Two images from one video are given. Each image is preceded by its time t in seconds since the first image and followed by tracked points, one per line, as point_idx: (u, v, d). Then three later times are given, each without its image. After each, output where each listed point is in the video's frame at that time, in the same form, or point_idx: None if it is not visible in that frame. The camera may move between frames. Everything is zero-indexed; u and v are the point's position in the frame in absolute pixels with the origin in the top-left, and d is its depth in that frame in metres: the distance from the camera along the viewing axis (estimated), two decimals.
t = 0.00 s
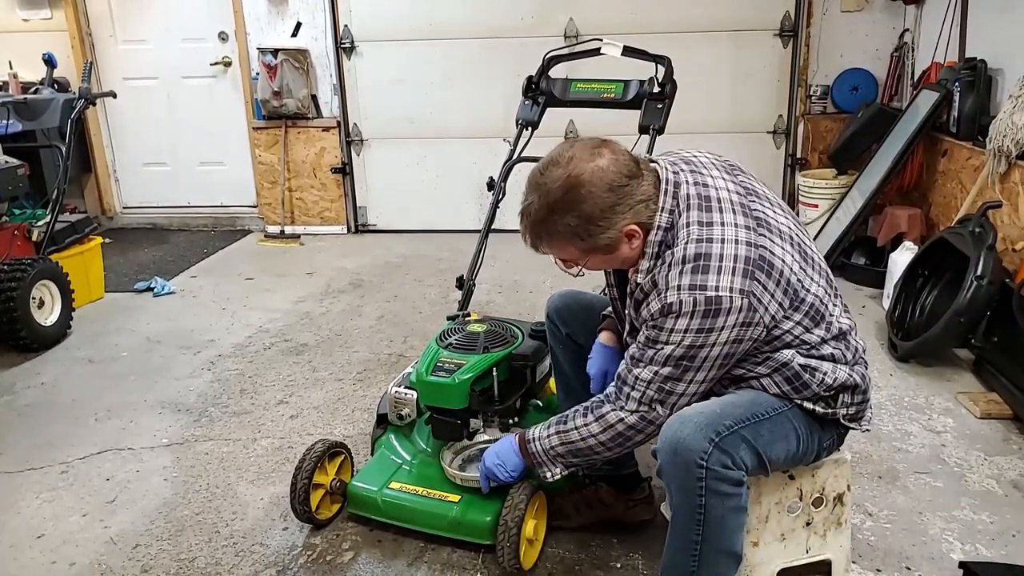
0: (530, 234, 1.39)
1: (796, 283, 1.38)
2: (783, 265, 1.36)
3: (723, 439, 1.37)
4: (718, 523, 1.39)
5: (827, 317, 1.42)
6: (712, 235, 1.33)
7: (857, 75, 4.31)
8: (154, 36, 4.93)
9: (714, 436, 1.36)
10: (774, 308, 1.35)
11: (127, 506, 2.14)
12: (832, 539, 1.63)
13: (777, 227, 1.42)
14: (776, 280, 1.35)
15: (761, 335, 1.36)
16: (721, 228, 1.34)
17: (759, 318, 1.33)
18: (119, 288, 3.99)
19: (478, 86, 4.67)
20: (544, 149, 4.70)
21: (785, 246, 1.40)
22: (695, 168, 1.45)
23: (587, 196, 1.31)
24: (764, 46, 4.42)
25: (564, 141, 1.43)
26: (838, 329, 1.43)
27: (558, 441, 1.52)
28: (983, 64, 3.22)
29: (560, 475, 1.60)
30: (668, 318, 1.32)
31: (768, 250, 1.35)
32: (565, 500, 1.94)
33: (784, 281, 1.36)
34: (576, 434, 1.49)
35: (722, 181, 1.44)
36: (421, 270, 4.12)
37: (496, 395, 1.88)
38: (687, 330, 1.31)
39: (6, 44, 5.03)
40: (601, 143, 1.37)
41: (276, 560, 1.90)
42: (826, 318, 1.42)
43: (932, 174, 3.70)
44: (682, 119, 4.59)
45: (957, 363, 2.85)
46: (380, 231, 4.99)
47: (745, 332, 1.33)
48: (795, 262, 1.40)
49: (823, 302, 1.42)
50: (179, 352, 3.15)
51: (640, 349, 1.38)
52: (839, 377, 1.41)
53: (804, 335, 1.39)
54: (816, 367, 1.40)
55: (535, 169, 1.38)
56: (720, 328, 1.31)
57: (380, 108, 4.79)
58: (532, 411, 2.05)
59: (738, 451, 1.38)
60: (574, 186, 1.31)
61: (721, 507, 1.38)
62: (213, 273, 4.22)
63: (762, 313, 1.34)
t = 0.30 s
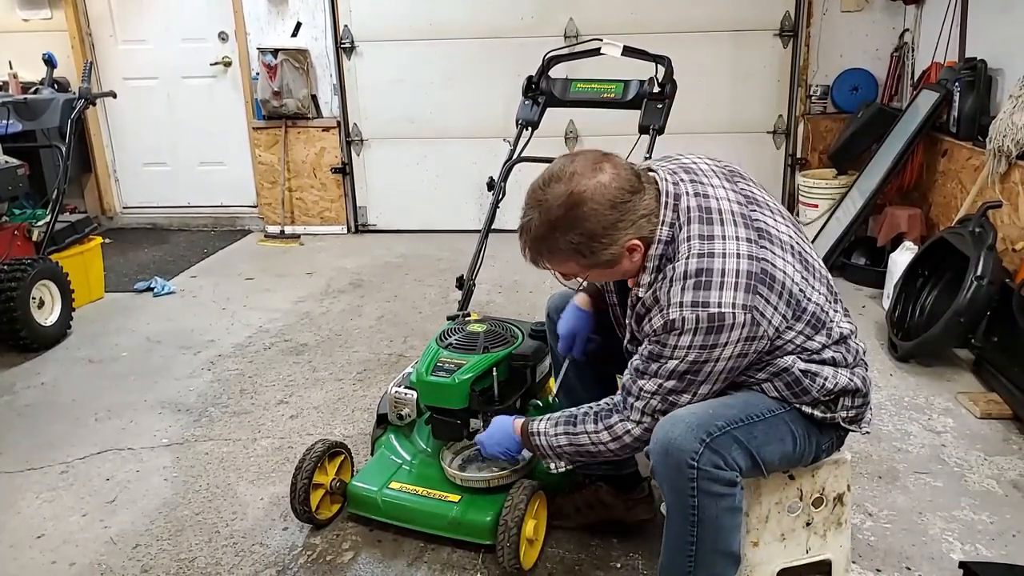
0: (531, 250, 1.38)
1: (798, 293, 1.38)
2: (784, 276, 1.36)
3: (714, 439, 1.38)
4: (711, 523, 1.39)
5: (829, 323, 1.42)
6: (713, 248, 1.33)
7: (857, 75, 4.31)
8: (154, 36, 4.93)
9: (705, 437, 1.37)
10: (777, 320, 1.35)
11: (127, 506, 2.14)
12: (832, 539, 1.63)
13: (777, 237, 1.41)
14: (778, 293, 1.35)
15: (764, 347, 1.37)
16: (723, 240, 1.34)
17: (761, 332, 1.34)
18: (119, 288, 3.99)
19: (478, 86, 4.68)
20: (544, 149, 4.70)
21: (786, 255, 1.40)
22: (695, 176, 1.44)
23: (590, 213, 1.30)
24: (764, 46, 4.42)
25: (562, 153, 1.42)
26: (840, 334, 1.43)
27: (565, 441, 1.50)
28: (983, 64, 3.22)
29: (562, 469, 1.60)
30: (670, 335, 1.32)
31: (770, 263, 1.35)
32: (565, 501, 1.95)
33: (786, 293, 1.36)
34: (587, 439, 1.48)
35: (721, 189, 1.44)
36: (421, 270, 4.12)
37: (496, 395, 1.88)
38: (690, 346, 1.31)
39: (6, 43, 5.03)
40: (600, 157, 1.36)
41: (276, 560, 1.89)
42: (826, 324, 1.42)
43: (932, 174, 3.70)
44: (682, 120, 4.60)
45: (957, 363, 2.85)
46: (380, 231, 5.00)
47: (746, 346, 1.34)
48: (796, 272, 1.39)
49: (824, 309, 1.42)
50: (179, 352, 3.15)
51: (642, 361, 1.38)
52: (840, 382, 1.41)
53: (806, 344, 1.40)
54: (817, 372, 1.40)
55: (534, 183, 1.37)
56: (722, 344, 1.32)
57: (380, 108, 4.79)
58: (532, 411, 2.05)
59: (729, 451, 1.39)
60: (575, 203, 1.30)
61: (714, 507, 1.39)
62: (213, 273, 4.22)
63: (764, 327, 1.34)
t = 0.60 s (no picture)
0: (502, 270, 1.39)
1: (769, 308, 1.37)
2: (751, 295, 1.35)
3: (679, 435, 1.38)
4: (682, 519, 1.39)
5: (807, 331, 1.41)
6: (678, 270, 1.32)
7: (857, 75, 4.32)
8: (153, 36, 4.93)
9: (670, 433, 1.38)
10: (744, 336, 1.36)
11: (127, 506, 2.14)
12: (832, 539, 1.63)
13: (749, 252, 1.40)
14: (745, 312, 1.35)
15: (733, 360, 1.38)
16: (689, 260, 1.34)
17: (725, 351, 1.35)
18: (119, 288, 3.99)
19: (478, 86, 4.67)
20: (544, 149, 4.70)
21: (758, 269, 1.39)
22: (668, 191, 1.43)
23: (558, 238, 1.30)
24: (765, 46, 4.42)
25: (535, 171, 1.42)
26: (820, 340, 1.42)
27: (545, 442, 1.54)
28: (983, 64, 3.22)
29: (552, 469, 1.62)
30: (634, 353, 1.34)
31: (737, 283, 1.35)
32: (565, 502, 2.01)
33: (753, 311, 1.36)
34: (564, 437, 1.51)
35: (694, 203, 1.42)
36: (421, 270, 4.12)
37: (496, 394, 1.89)
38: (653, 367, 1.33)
39: (6, 43, 5.03)
40: (571, 178, 1.35)
41: (276, 560, 1.89)
42: (804, 331, 1.41)
43: (932, 174, 3.70)
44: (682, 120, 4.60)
45: (957, 363, 2.85)
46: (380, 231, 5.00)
47: (710, 363, 1.36)
48: (767, 289, 1.38)
49: (800, 318, 1.41)
50: (179, 352, 3.15)
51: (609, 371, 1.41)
52: (819, 384, 1.40)
53: (779, 354, 1.40)
54: (794, 376, 1.39)
55: (506, 204, 1.37)
56: (685, 364, 1.34)
57: (380, 108, 4.79)
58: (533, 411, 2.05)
59: (697, 448, 1.39)
60: (544, 228, 1.31)
61: (684, 504, 1.38)
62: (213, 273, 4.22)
63: (730, 345, 1.35)
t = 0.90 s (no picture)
0: (479, 272, 1.38)
1: (742, 306, 1.37)
2: (723, 293, 1.35)
3: (668, 435, 1.38)
4: (674, 517, 1.39)
5: (786, 328, 1.41)
6: (650, 269, 1.32)
7: (857, 75, 4.32)
8: (153, 36, 4.93)
9: (657, 432, 1.38)
10: (716, 334, 1.36)
11: (127, 506, 2.14)
12: (832, 539, 1.63)
13: (722, 251, 1.40)
14: (716, 309, 1.34)
15: (707, 357, 1.38)
16: (662, 259, 1.34)
17: (697, 348, 1.35)
18: (119, 288, 3.99)
19: (478, 86, 4.67)
20: (544, 149, 4.70)
21: (730, 267, 1.39)
22: (642, 192, 1.42)
23: (532, 239, 1.30)
24: (765, 47, 4.42)
25: (509, 174, 1.42)
26: (802, 336, 1.42)
27: (529, 445, 1.57)
28: (983, 64, 3.22)
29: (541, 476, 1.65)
30: (607, 350, 1.34)
31: (709, 281, 1.34)
32: (565, 504, 1.99)
33: (725, 309, 1.35)
34: (545, 438, 1.53)
35: (668, 203, 1.42)
36: (420, 270, 4.12)
37: (496, 394, 1.89)
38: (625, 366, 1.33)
39: (6, 43, 5.03)
40: (542, 179, 1.35)
41: (276, 560, 1.89)
42: (785, 328, 1.41)
43: (932, 174, 3.70)
44: (682, 120, 4.60)
45: (956, 363, 2.85)
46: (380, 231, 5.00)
47: (682, 361, 1.36)
48: (740, 289, 1.38)
49: (778, 315, 1.41)
50: (179, 352, 3.15)
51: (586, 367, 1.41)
52: (802, 376, 1.39)
53: (757, 350, 1.40)
54: (776, 371, 1.39)
55: (480, 207, 1.37)
56: (656, 361, 1.33)
57: (380, 108, 4.79)
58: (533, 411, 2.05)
59: (686, 446, 1.39)
60: (518, 229, 1.30)
61: (675, 503, 1.38)
62: (213, 273, 4.22)
63: (701, 343, 1.35)
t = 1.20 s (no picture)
0: (467, 239, 1.40)
1: (723, 291, 1.37)
2: (704, 276, 1.35)
3: (672, 437, 1.38)
4: (678, 520, 1.39)
5: (774, 322, 1.41)
6: (630, 248, 1.33)
7: (857, 75, 4.32)
8: (153, 35, 4.93)
9: (661, 434, 1.38)
10: (694, 317, 1.35)
11: (127, 506, 2.14)
12: (832, 539, 1.63)
13: (707, 238, 1.40)
14: (695, 291, 1.34)
15: (684, 341, 1.37)
16: (644, 238, 1.35)
17: (672, 329, 1.34)
18: (119, 288, 3.99)
19: (478, 86, 4.67)
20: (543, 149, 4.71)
21: (714, 254, 1.39)
22: (634, 178, 1.44)
23: (520, 203, 1.32)
24: (765, 47, 4.42)
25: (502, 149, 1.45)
26: (791, 332, 1.42)
27: (514, 438, 1.57)
28: (983, 64, 3.22)
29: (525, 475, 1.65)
30: (583, 324, 1.34)
31: (689, 264, 1.35)
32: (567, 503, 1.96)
33: (704, 292, 1.35)
34: (529, 426, 1.52)
35: (658, 189, 1.44)
36: (420, 270, 4.12)
37: (496, 394, 1.88)
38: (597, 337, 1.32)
39: (6, 43, 5.03)
40: (534, 151, 1.38)
41: (276, 560, 1.90)
42: (772, 322, 1.41)
43: (932, 174, 3.70)
44: (682, 120, 4.60)
45: (956, 364, 2.85)
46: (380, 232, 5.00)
47: (656, 343, 1.34)
48: (721, 274, 1.38)
49: (766, 307, 1.41)
50: (179, 352, 3.15)
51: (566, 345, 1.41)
52: (790, 370, 1.39)
53: (742, 341, 1.40)
54: (762, 364, 1.40)
55: (472, 176, 1.40)
56: (629, 339, 1.32)
57: (380, 108, 4.79)
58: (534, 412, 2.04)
59: (690, 449, 1.39)
60: (507, 194, 1.33)
61: (679, 505, 1.38)
62: (213, 273, 4.22)
63: (677, 324, 1.34)
